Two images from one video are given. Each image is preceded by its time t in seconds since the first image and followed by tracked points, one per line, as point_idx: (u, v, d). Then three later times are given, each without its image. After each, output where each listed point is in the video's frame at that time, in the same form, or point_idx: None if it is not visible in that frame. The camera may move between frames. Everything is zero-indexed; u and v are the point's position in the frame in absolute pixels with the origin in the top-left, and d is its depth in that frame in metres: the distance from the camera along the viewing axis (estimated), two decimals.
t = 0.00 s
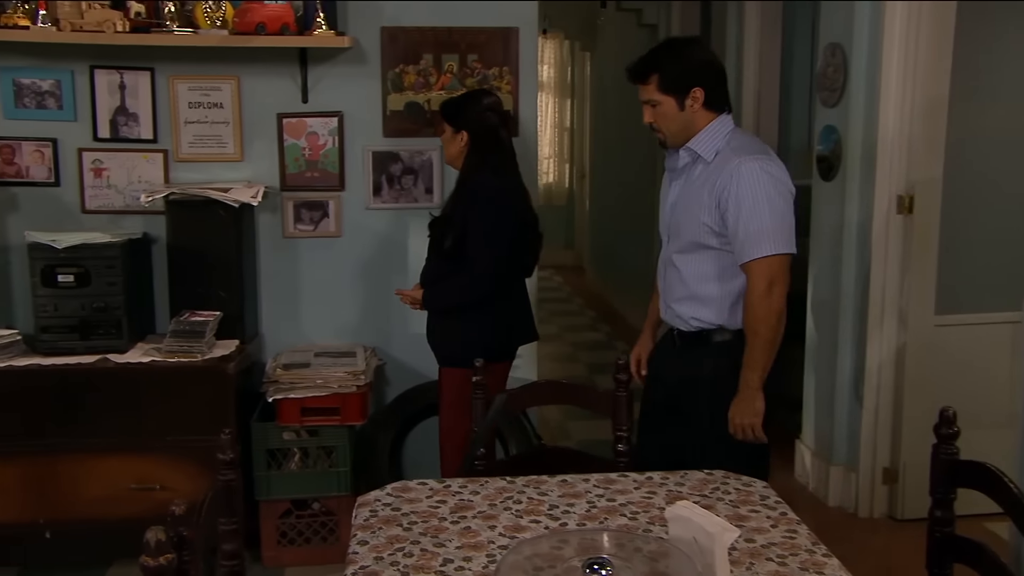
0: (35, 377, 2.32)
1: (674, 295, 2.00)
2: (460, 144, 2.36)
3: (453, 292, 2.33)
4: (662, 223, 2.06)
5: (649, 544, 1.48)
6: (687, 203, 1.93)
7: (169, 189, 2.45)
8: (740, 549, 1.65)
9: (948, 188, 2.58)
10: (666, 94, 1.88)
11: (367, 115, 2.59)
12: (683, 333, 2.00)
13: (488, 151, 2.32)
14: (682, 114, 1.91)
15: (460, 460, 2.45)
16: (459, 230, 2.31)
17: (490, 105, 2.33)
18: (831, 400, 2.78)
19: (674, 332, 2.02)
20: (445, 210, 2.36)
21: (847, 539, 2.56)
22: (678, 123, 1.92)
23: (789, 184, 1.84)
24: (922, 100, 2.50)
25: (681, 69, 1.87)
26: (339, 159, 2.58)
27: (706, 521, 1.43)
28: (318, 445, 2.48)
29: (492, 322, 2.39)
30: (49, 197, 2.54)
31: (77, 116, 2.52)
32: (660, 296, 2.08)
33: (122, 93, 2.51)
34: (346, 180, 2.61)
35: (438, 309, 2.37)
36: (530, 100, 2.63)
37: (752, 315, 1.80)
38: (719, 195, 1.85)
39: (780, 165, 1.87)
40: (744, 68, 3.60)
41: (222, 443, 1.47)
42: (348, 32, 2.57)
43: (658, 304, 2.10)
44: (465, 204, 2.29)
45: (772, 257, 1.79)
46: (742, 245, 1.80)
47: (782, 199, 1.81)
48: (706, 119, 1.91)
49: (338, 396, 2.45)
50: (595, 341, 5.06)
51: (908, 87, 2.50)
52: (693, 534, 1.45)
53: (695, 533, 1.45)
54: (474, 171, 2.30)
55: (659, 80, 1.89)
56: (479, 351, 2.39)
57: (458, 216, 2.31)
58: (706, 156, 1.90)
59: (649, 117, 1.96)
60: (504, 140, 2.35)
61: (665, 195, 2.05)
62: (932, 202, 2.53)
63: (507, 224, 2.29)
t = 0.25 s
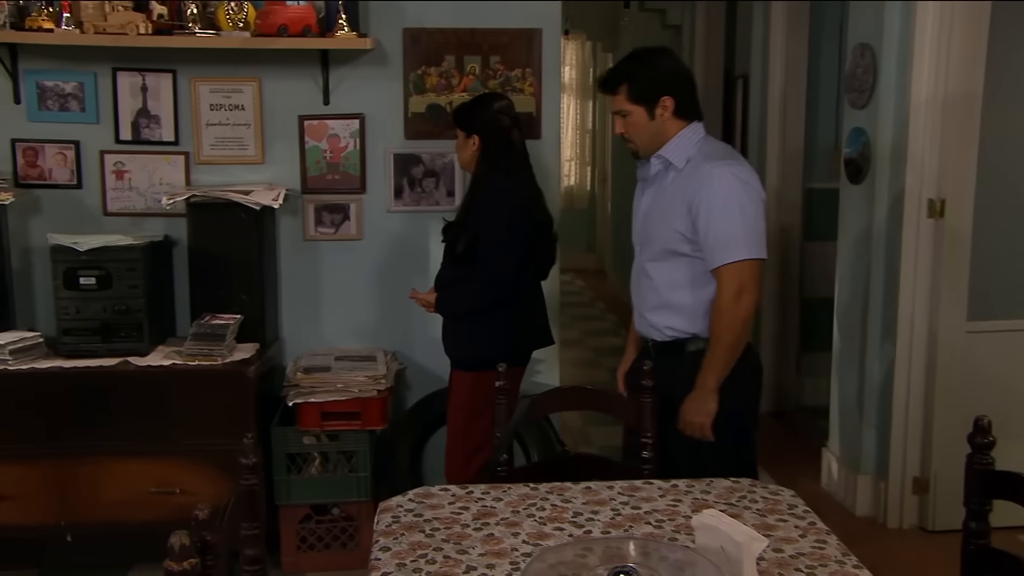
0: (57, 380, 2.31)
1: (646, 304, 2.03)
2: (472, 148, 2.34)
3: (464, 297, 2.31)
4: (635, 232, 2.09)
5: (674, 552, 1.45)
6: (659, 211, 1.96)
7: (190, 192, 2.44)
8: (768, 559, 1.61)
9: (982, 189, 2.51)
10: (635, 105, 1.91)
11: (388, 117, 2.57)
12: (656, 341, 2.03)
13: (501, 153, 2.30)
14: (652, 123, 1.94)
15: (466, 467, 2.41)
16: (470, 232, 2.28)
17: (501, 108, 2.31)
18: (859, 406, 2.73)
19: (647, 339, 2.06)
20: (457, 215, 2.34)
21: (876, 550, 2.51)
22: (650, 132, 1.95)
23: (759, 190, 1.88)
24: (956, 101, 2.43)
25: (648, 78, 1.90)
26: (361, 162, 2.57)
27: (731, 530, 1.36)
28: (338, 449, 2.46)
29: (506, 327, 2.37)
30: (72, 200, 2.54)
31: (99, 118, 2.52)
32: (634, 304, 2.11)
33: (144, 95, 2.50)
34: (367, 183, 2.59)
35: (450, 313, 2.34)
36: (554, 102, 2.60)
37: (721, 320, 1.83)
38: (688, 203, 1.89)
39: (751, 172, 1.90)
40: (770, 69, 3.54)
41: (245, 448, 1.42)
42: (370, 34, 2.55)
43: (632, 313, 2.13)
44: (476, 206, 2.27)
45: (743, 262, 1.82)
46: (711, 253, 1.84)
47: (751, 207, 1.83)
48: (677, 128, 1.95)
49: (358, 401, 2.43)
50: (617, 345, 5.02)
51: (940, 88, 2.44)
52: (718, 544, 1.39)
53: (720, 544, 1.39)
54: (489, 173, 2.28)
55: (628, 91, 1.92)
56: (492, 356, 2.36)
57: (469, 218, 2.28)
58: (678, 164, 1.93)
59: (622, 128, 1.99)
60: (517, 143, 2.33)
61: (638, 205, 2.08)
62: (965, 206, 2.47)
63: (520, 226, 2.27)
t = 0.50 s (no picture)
0: (79, 383, 2.30)
1: (607, 301, 2.06)
2: (490, 151, 2.32)
3: (478, 300, 2.27)
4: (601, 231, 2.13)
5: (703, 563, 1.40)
6: (619, 209, 2.00)
7: (213, 195, 2.43)
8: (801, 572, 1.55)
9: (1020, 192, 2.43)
10: (595, 105, 1.93)
11: (412, 120, 2.55)
12: (617, 339, 2.06)
13: (521, 155, 2.26)
14: (614, 123, 1.96)
15: (481, 471, 2.38)
16: (484, 236, 2.25)
17: (520, 112, 2.28)
18: (891, 414, 2.67)
19: (609, 338, 2.09)
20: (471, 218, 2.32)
21: (908, 563, 2.44)
22: (612, 132, 1.97)
23: (715, 185, 1.89)
24: (993, 102, 2.37)
25: (607, 79, 1.92)
26: (384, 165, 2.54)
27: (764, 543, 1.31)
28: (360, 456, 2.44)
29: (525, 332, 2.33)
30: (94, 203, 2.53)
31: (123, 121, 2.51)
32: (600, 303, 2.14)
33: (168, 98, 2.49)
34: (390, 186, 2.56)
35: (467, 317, 2.30)
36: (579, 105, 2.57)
37: (665, 314, 1.86)
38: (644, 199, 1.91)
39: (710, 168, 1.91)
40: (799, 70, 3.48)
41: (270, 453, 1.38)
42: (393, 36, 2.53)
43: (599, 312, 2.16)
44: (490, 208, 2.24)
45: (692, 256, 1.84)
46: (662, 248, 1.86)
47: (703, 201, 1.85)
48: (639, 126, 1.96)
49: (380, 406, 2.40)
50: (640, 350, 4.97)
51: (976, 88, 2.37)
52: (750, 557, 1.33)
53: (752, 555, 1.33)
54: (508, 176, 2.24)
55: (588, 91, 1.94)
56: (511, 362, 2.33)
57: (483, 221, 2.25)
58: (638, 160, 1.95)
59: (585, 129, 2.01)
60: (536, 145, 2.30)
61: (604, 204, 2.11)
62: (1001, 210, 2.40)
63: (538, 229, 2.23)
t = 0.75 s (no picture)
0: (99, 385, 2.29)
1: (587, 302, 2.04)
2: (510, 152, 2.28)
3: (494, 303, 2.23)
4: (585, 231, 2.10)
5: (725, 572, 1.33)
6: (597, 208, 1.97)
7: (233, 196, 2.41)
8: None
9: None
10: (576, 104, 1.91)
11: (433, 121, 2.52)
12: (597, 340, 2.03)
13: (540, 155, 2.23)
14: (596, 123, 1.93)
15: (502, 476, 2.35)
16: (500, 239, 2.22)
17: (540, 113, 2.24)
18: (921, 420, 2.61)
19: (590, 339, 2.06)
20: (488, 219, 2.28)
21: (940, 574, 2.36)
22: (595, 133, 1.94)
23: (690, 185, 1.84)
24: None
25: (588, 78, 1.90)
26: (404, 167, 2.52)
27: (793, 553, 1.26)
28: (380, 460, 2.41)
29: (542, 335, 2.29)
30: (115, 204, 2.53)
31: (143, 122, 2.50)
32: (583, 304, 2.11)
33: (188, 99, 2.48)
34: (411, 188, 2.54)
35: (481, 319, 2.27)
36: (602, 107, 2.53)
37: (633, 315, 1.82)
38: (618, 198, 1.88)
39: (687, 168, 1.87)
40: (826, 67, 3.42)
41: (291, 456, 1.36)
42: (415, 36, 2.50)
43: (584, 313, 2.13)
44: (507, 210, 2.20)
45: (660, 256, 1.80)
46: (632, 247, 1.83)
47: (676, 201, 1.81)
48: (621, 125, 1.93)
49: (400, 410, 2.38)
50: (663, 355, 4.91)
51: (1009, 88, 2.32)
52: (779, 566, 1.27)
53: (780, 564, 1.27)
54: (527, 177, 2.21)
55: (570, 90, 1.92)
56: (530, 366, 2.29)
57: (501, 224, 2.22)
58: (616, 159, 1.92)
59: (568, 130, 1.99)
60: (556, 146, 2.26)
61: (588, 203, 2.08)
62: None
63: (556, 229, 2.20)
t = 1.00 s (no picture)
0: (122, 387, 2.28)
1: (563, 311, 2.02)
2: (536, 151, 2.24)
3: (516, 306, 2.19)
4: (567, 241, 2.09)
5: None
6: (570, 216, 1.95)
7: (257, 197, 2.39)
8: None
9: None
10: (551, 107, 1.90)
11: (459, 122, 2.49)
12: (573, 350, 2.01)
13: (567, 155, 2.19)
14: (571, 127, 1.92)
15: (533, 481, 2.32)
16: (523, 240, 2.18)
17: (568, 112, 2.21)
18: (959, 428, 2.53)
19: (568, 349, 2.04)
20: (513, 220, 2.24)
21: None
22: (571, 136, 1.93)
23: (654, 193, 1.81)
24: None
25: (564, 81, 1.89)
26: (430, 168, 2.49)
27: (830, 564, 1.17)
28: (404, 465, 2.38)
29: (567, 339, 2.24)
30: (139, 205, 2.51)
31: (168, 123, 2.49)
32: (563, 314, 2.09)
33: (212, 99, 2.46)
34: (436, 190, 2.51)
35: (502, 322, 2.23)
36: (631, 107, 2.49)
37: (592, 325, 1.80)
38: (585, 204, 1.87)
39: (653, 175, 1.84)
40: (860, 68, 3.36)
41: (317, 461, 1.33)
42: (441, 36, 2.47)
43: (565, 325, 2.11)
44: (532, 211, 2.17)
45: (618, 264, 1.77)
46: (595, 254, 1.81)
47: (638, 208, 1.78)
48: (596, 129, 1.92)
49: (425, 414, 2.35)
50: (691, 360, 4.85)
51: None
52: None
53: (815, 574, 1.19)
54: (552, 178, 2.18)
55: (546, 94, 1.91)
56: (555, 369, 2.25)
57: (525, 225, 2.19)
58: (588, 164, 1.91)
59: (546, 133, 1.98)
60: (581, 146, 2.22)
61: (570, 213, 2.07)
62: None
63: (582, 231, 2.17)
